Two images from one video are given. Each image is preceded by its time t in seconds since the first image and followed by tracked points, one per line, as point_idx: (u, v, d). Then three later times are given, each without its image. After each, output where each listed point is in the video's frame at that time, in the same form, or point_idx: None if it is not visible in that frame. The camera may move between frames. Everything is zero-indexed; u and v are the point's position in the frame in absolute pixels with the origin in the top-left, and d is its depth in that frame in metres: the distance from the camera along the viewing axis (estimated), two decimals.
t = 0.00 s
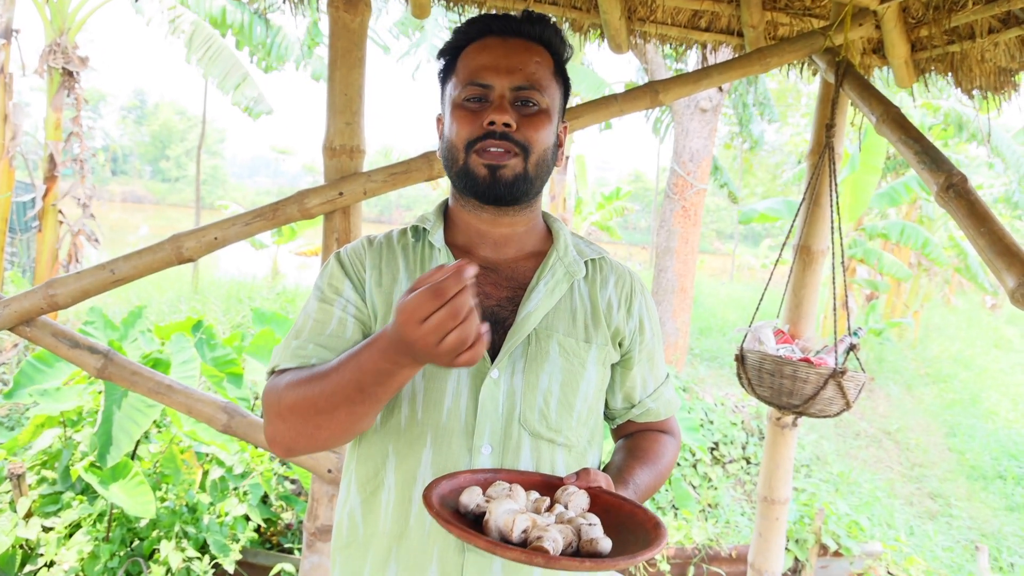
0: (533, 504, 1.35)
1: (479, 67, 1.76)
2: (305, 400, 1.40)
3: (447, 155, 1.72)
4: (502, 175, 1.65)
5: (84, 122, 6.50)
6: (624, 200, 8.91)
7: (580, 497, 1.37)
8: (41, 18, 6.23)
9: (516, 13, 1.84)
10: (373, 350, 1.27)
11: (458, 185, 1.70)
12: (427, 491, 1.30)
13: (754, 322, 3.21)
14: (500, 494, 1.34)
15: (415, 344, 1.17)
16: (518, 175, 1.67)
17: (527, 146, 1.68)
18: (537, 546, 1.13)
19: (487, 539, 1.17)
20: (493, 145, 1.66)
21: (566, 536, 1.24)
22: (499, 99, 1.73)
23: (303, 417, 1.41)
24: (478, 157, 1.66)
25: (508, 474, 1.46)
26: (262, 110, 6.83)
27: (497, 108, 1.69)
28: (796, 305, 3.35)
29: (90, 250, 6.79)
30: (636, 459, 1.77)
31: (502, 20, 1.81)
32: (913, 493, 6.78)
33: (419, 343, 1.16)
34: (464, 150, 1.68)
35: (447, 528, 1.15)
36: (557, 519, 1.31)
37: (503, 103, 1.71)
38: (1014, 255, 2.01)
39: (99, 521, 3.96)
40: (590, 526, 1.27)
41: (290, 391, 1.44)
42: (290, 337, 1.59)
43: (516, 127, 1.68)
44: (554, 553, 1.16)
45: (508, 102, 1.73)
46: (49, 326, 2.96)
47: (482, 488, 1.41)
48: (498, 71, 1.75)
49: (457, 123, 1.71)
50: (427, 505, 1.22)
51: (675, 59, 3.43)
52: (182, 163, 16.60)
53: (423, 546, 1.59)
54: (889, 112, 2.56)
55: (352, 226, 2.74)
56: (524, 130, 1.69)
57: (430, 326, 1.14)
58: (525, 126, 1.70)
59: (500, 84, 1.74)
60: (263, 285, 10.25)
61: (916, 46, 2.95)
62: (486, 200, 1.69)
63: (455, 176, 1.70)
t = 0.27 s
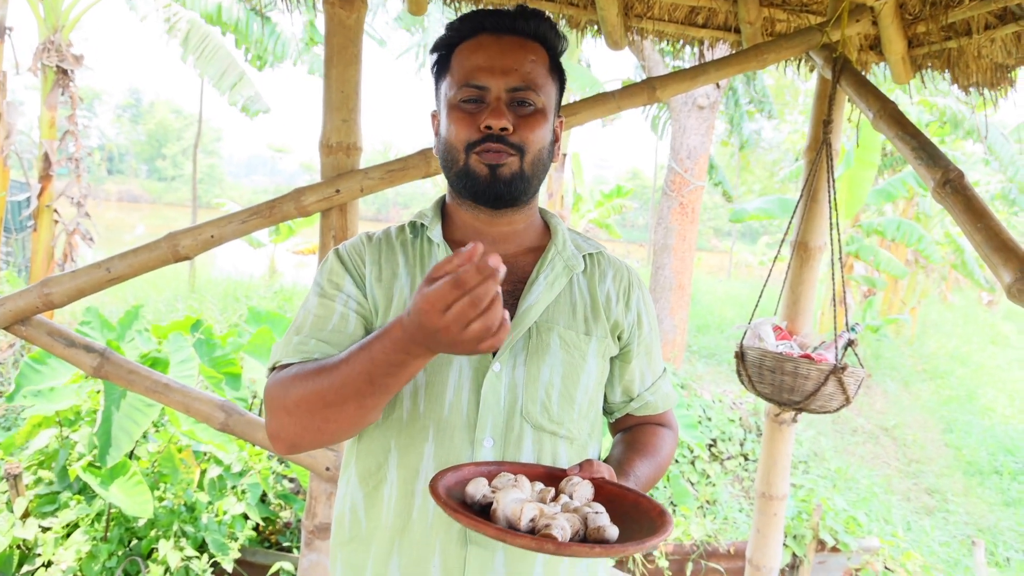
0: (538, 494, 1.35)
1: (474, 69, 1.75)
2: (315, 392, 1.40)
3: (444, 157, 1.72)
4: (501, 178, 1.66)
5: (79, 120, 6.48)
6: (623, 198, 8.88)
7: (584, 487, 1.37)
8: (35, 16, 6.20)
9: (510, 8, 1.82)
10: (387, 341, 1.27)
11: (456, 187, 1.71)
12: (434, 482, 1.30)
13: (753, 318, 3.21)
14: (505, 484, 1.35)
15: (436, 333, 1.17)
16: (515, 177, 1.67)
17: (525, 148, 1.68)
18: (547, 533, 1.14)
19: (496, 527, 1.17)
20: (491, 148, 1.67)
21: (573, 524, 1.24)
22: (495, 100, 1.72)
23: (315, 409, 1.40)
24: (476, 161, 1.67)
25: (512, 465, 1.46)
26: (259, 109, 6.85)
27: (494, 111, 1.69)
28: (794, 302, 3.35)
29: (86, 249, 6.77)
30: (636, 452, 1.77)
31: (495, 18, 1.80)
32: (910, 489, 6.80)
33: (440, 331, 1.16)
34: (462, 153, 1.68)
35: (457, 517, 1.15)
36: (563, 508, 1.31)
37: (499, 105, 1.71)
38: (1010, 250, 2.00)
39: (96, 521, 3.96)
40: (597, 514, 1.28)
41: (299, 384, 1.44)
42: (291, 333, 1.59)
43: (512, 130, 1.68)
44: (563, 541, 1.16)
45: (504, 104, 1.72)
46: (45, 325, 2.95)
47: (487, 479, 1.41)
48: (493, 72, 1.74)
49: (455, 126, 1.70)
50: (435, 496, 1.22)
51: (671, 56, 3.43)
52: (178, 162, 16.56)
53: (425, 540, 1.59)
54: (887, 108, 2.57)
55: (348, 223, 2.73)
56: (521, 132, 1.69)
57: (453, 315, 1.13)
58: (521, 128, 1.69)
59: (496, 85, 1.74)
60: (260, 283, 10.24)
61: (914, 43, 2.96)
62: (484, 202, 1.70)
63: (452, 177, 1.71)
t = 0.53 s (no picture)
0: (547, 495, 1.35)
1: (478, 67, 1.73)
2: (304, 404, 1.40)
3: (444, 155, 1.71)
4: (502, 182, 1.66)
5: (77, 118, 6.46)
6: (620, 194, 8.91)
7: (592, 487, 1.37)
8: (33, 14, 6.16)
9: (515, 5, 1.79)
10: (371, 355, 1.27)
11: (456, 187, 1.71)
12: (441, 484, 1.30)
13: (754, 316, 3.21)
14: (514, 486, 1.34)
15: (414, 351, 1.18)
16: (517, 180, 1.67)
17: (526, 151, 1.68)
18: (560, 536, 1.14)
19: (508, 532, 1.17)
20: (492, 150, 1.66)
21: (584, 526, 1.24)
22: (499, 101, 1.71)
23: (302, 421, 1.41)
24: (476, 163, 1.66)
25: (519, 465, 1.45)
26: (260, 110, 6.72)
27: (496, 112, 1.67)
28: (794, 299, 3.35)
29: (84, 248, 6.75)
30: (636, 448, 1.77)
31: (501, 15, 1.77)
32: (910, 485, 6.81)
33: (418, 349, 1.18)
34: (463, 153, 1.67)
35: (470, 523, 1.14)
36: (571, 509, 1.31)
37: (502, 106, 1.69)
38: (1010, 246, 2.00)
39: (96, 520, 3.95)
40: (606, 514, 1.28)
41: (288, 393, 1.44)
42: (287, 338, 1.59)
43: (515, 132, 1.66)
44: (576, 544, 1.16)
45: (508, 104, 1.71)
46: (44, 324, 2.94)
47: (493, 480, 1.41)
48: (498, 71, 1.72)
49: (456, 127, 1.69)
50: (445, 500, 1.21)
51: (670, 52, 3.42)
52: (177, 160, 16.54)
53: (427, 539, 1.59)
54: (886, 104, 2.56)
55: (347, 221, 2.73)
56: (524, 134, 1.68)
57: (429, 333, 1.15)
58: (525, 130, 1.68)
59: (500, 85, 1.72)
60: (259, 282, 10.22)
61: (912, 38, 2.95)
62: (484, 203, 1.70)
63: (452, 177, 1.70)
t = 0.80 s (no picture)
0: (541, 496, 1.34)
1: (477, 71, 1.72)
2: (304, 406, 1.39)
3: (443, 158, 1.71)
4: (501, 187, 1.66)
5: (77, 118, 6.45)
6: (619, 193, 8.92)
7: (587, 488, 1.36)
8: (32, 14, 6.16)
9: (514, 7, 1.78)
10: (369, 358, 1.26)
11: (455, 190, 1.71)
12: (436, 485, 1.29)
13: (754, 315, 3.20)
14: (508, 487, 1.34)
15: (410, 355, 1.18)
16: (517, 185, 1.67)
17: (526, 155, 1.67)
18: (551, 538, 1.13)
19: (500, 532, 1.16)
20: (491, 156, 1.65)
21: (577, 528, 1.23)
22: (498, 107, 1.70)
23: (302, 423, 1.41)
24: (475, 167, 1.66)
25: (514, 466, 1.45)
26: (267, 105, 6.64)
27: (496, 117, 1.67)
28: (794, 297, 3.34)
29: (84, 248, 6.75)
30: (636, 449, 1.76)
31: (500, 19, 1.75)
32: (910, 483, 6.82)
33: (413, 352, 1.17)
34: (461, 157, 1.67)
35: (461, 523, 1.14)
36: (566, 510, 1.30)
37: (502, 111, 1.69)
38: (1011, 245, 1.99)
39: (95, 520, 3.94)
40: (600, 516, 1.27)
41: (288, 396, 1.43)
42: (287, 339, 1.59)
43: (515, 137, 1.66)
44: (567, 545, 1.15)
45: (507, 109, 1.70)
46: (44, 324, 2.93)
47: (489, 481, 1.40)
48: (496, 76, 1.72)
49: (455, 132, 1.68)
50: (438, 501, 1.21)
51: (670, 51, 3.41)
52: (176, 159, 16.52)
53: (427, 540, 1.59)
54: (886, 103, 2.55)
55: (347, 221, 2.72)
56: (524, 138, 1.68)
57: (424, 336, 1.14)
58: (524, 135, 1.68)
59: (499, 90, 1.71)
60: (258, 281, 10.21)
61: (911, 37, 2.95)
62: (483, 207, 1.70)
63: (451, 180, 1.70)
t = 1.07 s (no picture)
0: (538, 498, 1.34)
1: (483, 80, 1.70)
2: (299, 417, 1.40)
3: (449, 166, 1.71)
4: (507, 199, 1.67)
5: (77, 118, 6.45)
6: (618, 192, 8.93)
7: (583, 490, 1.36)
8: (33, 15, 6.16)
9: (521, 11, 1.74)
10: (364, 381, 1.27)
11: (460, 199, 1.71)
12: (433, 487, 1.30)
13: (753, 314, 3.20)
14: (504, 489, 1.34)
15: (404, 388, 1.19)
16: (522, 196, 1.68)
17: (532, 167, 1.68)
18: (544, 541, 1.13)
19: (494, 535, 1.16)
20: (498, 168, 1.66)
21: (571, 530, 1.23)
22: (504, 117, 1.69)
23: (298, 432, 1.43)
24: (482, 179, 1.67)
25: (511, 468, 1.45)
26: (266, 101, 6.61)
27: (502, 130, 1.66)
28: (794, 297, 3.34)
29: (84, 248, 6.74)
30: (635, 451, 1.76)
31: (506, 25, 1.73)
32: (910, 482, 6.82)
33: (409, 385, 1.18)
34: (467, 168, 1.68)
35: (454, 525, 1.14)
36: (561, 512, 1.30)
37: (508, 123, 1.68)
38: (1010, 245, 1.99)
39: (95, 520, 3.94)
40: (595, 519, 1.27)
41: (285, 404, 1.45)
42: (287, 342, 1.60)
43: (521, 149, 1.66)
44: (561, 548, 1.15)
45: (513, 120, 1.69)
46: (44, 325, 2.93)
47: (486, 483, 1.40)
48: (503, 86, 1.70)
49: (461, 143, 1.68)
50: (433, 502, 1.21)
51: (669, 51, 3.40)
52: (176, 159, 16.51)
53: (426, 541, 1.59)
54: (885, 103, 2.55)
55: (347, 221, 2.72)
56: (529, 149, 1.67)
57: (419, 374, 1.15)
58: (530, 145, 1.68)
59: (505, 99, 1.70)
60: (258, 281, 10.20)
61: (910, 37, 2.94)
62: (489, 216, 1.71)
63: (456, 188, 1.71)
